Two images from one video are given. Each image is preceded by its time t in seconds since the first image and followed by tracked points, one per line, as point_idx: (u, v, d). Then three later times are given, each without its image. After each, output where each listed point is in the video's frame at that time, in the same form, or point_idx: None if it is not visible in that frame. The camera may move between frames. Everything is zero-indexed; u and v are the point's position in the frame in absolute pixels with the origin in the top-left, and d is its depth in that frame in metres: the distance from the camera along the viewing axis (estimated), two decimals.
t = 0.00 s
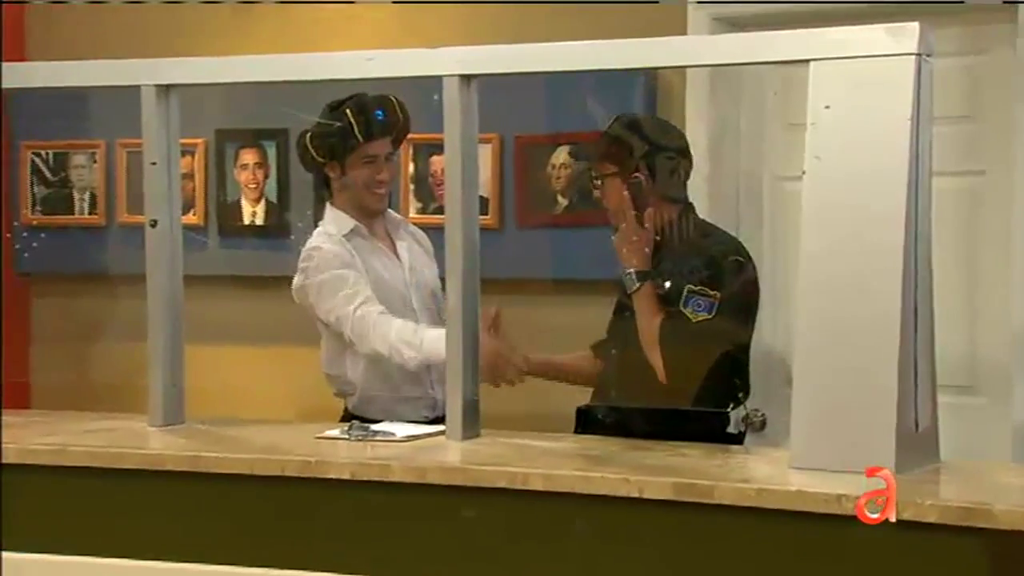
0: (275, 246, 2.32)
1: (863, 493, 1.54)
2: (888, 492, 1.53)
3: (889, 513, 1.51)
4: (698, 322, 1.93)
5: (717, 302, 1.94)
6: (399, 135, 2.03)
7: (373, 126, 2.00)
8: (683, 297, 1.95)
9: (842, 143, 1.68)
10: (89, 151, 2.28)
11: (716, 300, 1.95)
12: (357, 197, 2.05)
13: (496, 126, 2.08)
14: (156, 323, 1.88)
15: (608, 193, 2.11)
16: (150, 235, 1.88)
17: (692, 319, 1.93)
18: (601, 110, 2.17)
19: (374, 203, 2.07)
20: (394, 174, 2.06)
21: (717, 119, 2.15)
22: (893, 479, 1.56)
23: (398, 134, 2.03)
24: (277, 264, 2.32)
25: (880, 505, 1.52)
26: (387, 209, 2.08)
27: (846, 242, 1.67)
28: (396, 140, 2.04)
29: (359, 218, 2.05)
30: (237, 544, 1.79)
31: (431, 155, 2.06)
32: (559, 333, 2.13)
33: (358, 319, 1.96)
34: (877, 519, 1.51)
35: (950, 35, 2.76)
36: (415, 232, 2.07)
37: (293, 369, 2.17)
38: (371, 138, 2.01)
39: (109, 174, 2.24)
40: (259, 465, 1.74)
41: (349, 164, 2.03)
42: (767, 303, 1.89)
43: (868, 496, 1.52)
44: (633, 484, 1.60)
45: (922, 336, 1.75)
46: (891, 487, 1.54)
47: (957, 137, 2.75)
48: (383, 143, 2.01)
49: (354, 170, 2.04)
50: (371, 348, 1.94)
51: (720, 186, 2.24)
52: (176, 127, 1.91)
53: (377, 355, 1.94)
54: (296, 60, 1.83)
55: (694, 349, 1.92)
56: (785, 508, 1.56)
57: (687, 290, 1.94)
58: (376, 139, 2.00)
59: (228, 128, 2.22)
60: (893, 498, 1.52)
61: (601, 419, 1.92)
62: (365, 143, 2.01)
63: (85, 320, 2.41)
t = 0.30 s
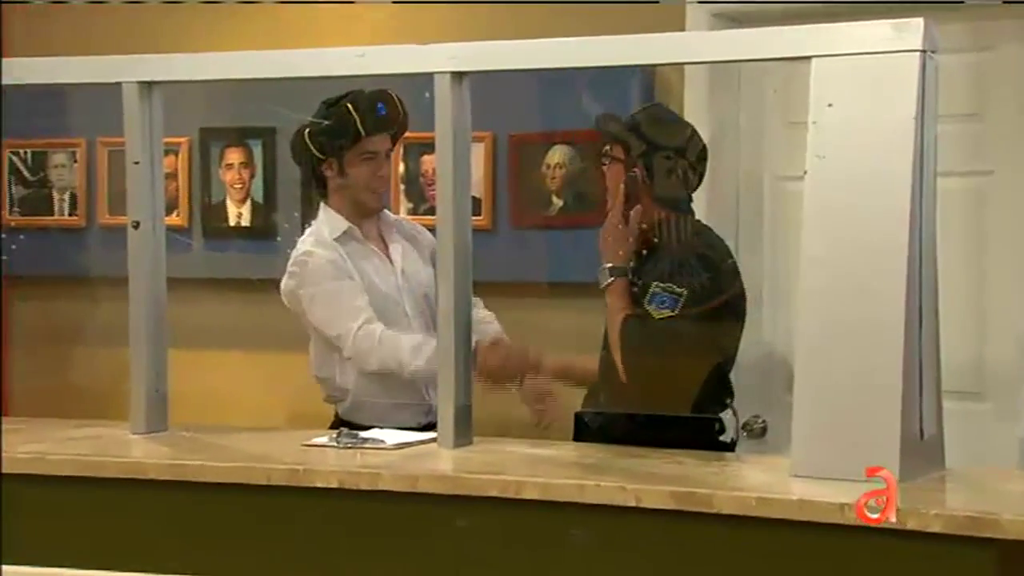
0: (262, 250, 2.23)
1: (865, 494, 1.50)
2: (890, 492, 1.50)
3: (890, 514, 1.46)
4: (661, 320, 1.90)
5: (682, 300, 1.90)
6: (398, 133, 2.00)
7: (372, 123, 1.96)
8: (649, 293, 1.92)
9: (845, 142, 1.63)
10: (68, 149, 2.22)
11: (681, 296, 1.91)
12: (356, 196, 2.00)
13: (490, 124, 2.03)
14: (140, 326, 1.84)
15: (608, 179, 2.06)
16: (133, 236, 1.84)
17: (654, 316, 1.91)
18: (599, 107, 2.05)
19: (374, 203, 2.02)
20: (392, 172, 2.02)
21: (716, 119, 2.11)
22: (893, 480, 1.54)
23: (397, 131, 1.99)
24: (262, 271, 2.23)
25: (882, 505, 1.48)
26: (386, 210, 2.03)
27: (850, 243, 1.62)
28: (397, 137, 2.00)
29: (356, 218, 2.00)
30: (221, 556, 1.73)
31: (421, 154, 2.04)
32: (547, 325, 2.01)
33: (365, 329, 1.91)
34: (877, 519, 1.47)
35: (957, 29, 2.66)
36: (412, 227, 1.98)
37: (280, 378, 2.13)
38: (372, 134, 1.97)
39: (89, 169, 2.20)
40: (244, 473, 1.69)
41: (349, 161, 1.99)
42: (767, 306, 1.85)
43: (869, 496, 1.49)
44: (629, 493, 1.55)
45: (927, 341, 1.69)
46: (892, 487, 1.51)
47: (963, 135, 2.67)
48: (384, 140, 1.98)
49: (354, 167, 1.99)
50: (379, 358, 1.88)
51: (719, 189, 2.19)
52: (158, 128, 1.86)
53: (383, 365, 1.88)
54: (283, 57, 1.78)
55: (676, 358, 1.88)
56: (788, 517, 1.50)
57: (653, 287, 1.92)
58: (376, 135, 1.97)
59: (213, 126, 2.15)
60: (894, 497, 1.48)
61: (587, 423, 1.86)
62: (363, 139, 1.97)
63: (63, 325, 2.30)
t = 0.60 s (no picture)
0: (248, 250, 2.20)
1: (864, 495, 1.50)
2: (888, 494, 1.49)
3: (890, 513, 1.43)
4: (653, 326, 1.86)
5: (674, 309, 1.87)
6: (404, 122, 1.84)
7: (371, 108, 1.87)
8: (642, 299, 1.89)
9: (850, 141, 1.57)
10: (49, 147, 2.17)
11: (673, 302, 1.88)
12: (365, 186, 1.92)
13: (485, 123, 1.99)
14: (122, 330, 1.78)
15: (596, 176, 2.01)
16: (116, 237, 1.78)
17: (643, 321, 1.87)
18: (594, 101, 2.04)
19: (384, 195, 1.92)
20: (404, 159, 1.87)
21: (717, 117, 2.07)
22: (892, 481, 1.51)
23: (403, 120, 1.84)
24: (250, 272, 2.21)
25: (882, 505, 1.46)
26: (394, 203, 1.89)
27: (855, 245, 1.57)
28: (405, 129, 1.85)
29: (360, 209, 1.93)
30: (206, 567, 1.67)
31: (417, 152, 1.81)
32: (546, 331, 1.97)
33: (361, 323, 1.85)
34: (878, 518, 1.42)
35: (964, 26, 2.61)
36: (412, 217, 1.83)
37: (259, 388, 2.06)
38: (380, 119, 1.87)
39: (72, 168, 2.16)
40: (230, 481, 1.63)
41: (361, 148, 1.92)
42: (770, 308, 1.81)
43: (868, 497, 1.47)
44: (628, 502, 1.49)
45: (934, 345, 1.63)
46: (892, 488, 1.49)
47: (971, 135, 2.61)
48: (388, 125, 1.86)
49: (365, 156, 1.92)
50: (376, 352, 1.83)
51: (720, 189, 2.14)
52: (143, 125, 1.82)
53: (379, 357, 1.83)
54: (271, 52, 1.72)
55: (663, 369, 1.85)
56: (792, 527, 1.45)
57: (644, 294, 1.88)
58: (381, 119, 1.87)
59: (196, 125, 2.13)
60: (893, 498, 1.47)
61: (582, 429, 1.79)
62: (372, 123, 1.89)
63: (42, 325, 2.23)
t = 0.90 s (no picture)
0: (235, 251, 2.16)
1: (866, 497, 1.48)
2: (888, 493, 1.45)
3: (890, 514, 1.41)
4: (661, 329, 1.81)
5: (682, 310, 1.82)
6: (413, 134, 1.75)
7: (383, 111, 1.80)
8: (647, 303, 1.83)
9: (853, 139, 1.53)
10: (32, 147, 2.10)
11: (681, 304, 1.82)
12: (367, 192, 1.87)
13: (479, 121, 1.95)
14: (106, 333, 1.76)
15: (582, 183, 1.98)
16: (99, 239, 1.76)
17: (654, 325, 1.81)
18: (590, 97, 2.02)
19: (387, 202, 1.85)
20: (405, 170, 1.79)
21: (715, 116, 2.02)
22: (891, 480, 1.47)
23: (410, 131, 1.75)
24: (239, 272, 2.16)
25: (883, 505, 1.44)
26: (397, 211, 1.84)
27: (857, 246, 1.52)
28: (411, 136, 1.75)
29: (359, 214, 1.88)
30: None
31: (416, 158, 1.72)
32: (542, 349, 1.89)
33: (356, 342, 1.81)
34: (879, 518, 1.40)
35: (969, 24, 2.57)
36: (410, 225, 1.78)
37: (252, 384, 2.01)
38: (386, 124, 1.80)
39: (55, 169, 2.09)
40: (216, 489, 1.59)
41: (364, 152, 1.85)
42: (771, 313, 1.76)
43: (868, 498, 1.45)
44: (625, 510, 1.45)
45: (939, 349, 1.59)
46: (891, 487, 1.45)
47: (977, 135, 2.57)
48: (394, 132, 1.78)
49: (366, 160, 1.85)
50: (364, 375, 1.79)
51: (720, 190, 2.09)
52: (128, 124, 1.80)
53: (371, 380, 1.78)
54: (259, 50, 1.69)
55: (673, 373, 1.79)
56: (795, 537, 1.41)
57: (653, 296, 1.82)
58: (389, 124, 1.79)
59: (184, 124, 2.10)
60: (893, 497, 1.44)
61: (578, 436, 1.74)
62: (376, 127, 1.81)
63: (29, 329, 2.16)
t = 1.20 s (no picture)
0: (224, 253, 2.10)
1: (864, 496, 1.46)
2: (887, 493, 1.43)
3: (889, 513, 1.40)
4: (672, 337, 1.76)
5: (693, 316, 1.77)
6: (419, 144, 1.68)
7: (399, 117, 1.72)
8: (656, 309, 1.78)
9: (857, 138, 1.49)
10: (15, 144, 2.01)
11: (692, 310, 1.78)
12: (380, 200, 1.78)
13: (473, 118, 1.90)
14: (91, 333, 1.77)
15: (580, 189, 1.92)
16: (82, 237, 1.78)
17: (665, 333, 1.77)
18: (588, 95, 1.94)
19: (401, 213, 1.75)
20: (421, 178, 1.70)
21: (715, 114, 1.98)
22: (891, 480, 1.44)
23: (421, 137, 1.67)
24: (229, 276, 2.11)
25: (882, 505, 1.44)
26: (408, 222, 1.73)
27: (862, 248, 1.48)
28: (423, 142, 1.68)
29: (371, 224, 1.79)
30: None
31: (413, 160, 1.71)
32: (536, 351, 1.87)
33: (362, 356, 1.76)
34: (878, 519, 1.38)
35: (975, 21, 2.53)
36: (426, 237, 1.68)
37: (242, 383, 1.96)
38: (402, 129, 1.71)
39: (39, 169, 2.00)
40: (204, 497, 1.54)
41: (379, 158, 1.76)
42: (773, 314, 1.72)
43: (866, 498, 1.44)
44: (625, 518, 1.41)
45: (947, 354, 1.55)
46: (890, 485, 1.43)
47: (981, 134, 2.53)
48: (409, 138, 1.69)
49: (382, 167, 1.75)
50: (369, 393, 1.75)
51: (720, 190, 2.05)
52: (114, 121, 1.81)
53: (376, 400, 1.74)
54: (251, 46, 1.67)
55: (673, 377, 1.75)
56: (800, 546, 1.36)
57: (660, 302, 1.78)
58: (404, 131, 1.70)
59: (168, 121, 2.04)
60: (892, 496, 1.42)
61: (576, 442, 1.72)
62: (392, 134, 1.73)
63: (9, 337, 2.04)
